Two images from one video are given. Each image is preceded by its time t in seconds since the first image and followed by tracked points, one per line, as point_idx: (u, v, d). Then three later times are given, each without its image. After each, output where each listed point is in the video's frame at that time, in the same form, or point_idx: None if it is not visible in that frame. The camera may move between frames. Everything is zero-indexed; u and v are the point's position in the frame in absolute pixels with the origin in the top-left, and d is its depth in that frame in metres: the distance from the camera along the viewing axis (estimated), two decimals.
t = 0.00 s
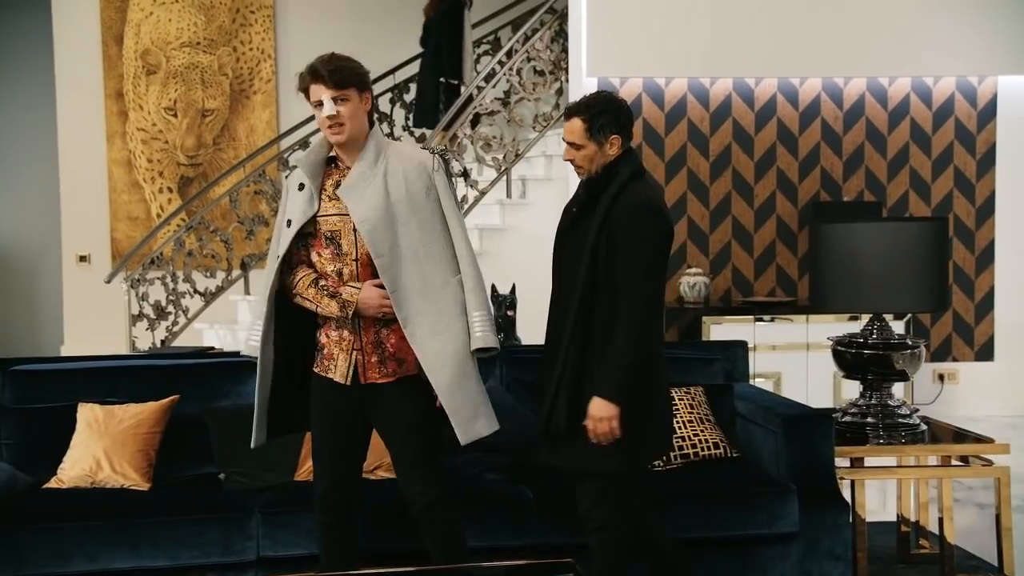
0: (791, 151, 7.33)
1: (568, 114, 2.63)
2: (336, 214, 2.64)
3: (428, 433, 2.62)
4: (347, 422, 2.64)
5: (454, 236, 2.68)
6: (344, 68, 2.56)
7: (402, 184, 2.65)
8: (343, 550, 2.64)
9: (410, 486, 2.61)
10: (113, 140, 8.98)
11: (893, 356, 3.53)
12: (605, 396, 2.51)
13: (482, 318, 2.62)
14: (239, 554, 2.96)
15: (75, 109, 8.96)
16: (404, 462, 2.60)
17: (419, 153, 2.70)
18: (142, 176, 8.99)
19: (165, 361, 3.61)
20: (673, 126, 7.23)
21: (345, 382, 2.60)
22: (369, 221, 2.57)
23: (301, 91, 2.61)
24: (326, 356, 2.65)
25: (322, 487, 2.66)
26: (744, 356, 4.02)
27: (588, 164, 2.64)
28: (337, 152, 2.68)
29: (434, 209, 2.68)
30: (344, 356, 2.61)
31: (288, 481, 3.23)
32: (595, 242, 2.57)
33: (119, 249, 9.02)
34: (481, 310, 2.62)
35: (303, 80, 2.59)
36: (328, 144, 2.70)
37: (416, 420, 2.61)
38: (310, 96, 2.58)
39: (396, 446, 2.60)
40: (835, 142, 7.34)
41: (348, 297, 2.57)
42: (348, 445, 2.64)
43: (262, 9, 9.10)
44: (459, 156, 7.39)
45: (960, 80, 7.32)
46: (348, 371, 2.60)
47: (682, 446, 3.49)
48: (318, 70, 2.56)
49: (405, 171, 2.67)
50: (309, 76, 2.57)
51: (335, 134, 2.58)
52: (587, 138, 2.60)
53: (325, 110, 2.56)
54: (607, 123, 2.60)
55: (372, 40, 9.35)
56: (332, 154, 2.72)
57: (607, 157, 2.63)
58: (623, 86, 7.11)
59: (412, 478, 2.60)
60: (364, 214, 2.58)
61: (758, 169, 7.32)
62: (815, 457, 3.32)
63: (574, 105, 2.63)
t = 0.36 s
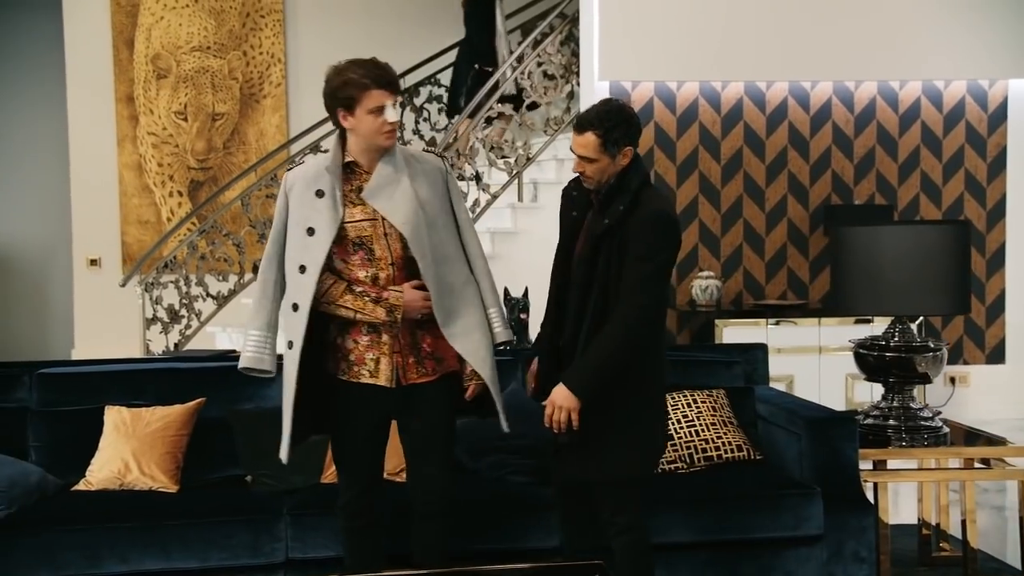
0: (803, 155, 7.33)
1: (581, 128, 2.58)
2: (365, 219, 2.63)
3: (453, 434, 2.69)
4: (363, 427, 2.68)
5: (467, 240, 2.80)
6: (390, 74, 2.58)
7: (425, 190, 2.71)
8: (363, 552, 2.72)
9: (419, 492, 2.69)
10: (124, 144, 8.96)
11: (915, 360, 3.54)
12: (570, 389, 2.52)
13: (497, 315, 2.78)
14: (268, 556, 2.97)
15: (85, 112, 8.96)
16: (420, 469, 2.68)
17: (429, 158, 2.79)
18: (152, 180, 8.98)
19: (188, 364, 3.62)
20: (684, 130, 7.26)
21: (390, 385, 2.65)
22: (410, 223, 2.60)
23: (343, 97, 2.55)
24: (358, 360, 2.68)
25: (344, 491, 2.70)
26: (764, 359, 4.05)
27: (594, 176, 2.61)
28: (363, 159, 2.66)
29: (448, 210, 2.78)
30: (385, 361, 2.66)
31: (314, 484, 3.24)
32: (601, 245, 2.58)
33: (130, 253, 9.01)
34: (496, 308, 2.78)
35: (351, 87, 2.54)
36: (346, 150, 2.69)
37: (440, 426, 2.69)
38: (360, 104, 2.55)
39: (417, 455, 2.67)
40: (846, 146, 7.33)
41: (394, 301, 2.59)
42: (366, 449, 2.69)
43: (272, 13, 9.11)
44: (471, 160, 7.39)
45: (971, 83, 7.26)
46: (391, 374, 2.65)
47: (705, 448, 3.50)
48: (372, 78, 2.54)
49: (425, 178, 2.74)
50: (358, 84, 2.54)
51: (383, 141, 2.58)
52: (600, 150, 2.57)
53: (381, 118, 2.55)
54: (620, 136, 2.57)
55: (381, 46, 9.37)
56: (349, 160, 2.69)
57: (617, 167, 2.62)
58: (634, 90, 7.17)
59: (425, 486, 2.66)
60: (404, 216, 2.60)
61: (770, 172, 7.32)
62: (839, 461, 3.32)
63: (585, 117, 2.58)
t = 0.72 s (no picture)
0: (809, 153, 7.30)
1: (565, 161, 2.79)
2: (411, 221, 2.73)
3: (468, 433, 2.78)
4: (384, 426, 2.73)
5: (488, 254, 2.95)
6: (461, 86, 2.65)
7: (465, 199, 2.83)
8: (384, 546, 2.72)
9: (436, 488, 2.78)
10: (128, 141, 8.95)
11: (930, 356, 3.56)
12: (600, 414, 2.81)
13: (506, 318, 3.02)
14: (289, 551, 2.98)
15: (90, 110, 8.95)
16: (438, 468, 2.77)
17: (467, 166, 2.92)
18: (157, 178, 8.97)
19: (205, 361, 3.63)
20: (691, 128, 7.24)
21: (422, 382, 2.71)
22: (454, 231, 2.73)
23: (422, 102, 2.60)
24: (388, 356, 2.71)
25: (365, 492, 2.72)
26: (778, 356, 4.03)
27: (568, 203, 2.85)
28: (415, 161, 2.73)
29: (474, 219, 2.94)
30: (418, 358, 2.71)
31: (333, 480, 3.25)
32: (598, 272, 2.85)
33: (135, 251, 8.98)
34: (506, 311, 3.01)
35: (429, 93, 2.59)
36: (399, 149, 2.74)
37: (458, 425, 2.77)
38: (433, 109, 2.61)
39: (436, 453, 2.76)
40: (853, 144, 7.31)
41: (433, 300, 2.68)
42: (387, 448, 2.73)
43: (276, 11, 9.11)
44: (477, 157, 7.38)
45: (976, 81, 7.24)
46: (424, 371, 2.71)
47: (721, 444, 3.52)
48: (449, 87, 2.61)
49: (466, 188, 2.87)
50: (437, 90, 2.60)
51: (444, 147, 2.67)
52: (582, 180, 2.81)
53: (451, 125, 2.65)
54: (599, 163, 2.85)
55: (385, 44, 9.36)
56: (400, 159, 2.75)
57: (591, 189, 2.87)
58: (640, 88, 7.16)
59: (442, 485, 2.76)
60: (450, 222, 2.72)
61: (776, 170, 7.30)
62: (854, 456, 3.34)
63: (565, 151, 2.78)
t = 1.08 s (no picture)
0: (812, 133, 7.29)
1: (551, 214, 2.64)
2: (436, 195, 2.67)
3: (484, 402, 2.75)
4: (396, 396, 2.67)
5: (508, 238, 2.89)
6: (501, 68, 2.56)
7: (492, 179, 2.79)
8: (396, 517, 2.68)
9: (450, 459, 2.75)
10: (129, 122, 8.93)
11: (941, 331, 3.57)
12: (621, 411, 2.87)
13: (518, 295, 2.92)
14: (306, 522, 2.99)
15: (91, 91, 8.90)
16: (451, 439, 2.72)
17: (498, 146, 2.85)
18: (158, 159, 8.93)
19: (217, 335, 3.63)
20: (694, 109, 7.22)
21: (435, 354, 2.65)
22: (482, 209, 2.69)
23: (460, 79, 2.54)
24: (404, 326, 2.65)
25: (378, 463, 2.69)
26: (788, 332, 3.97)
27: (558, 246, 2.73)
28: (448, 136, 2.67)
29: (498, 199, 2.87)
30: (433, 329, 2.65)
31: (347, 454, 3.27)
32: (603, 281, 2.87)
33: (135, 232, 8.96)
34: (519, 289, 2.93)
35: (472, 71, 2.53)
36: (431, 121, 2.67)
37: (473, 396, 2.73)
38: (473, 89, 2.54)
39: (450, 422, 2.72)
40: (855, 124, 7.29)
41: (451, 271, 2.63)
42: (399, 419, 2.67)
43: None
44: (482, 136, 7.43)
45: (978, 62, 7.24)
46: (439, 343, 2.65)
47: (733, 418, 3.54)
48: (491, 70, 2.55)
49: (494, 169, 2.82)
50: (480, 71, 2.53)
51: (477, 129, 2.61)
52: (571, 225, 2.68)
53: (487, 111, 2.58)
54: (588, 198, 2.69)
55: (385, 24, 9.32)
56: (433, 131, 2.69)
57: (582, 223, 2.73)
58: (644, 69, 7.12)
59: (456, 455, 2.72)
60: (479, 199, 2.68)
61: (779, 151, 7.28)
62: (866, 429, 3.37)
63: (550, 204, 2.63)
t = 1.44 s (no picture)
0: (813, 107, 7.26)
1: (582, 236, 2.65)
2: (444, 163, 2.56)
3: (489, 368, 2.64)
4: (396, 359, 2.57)
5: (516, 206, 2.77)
6: (508, 34, 2.45)
7: (501, 146, 2.68)
8: (385, 482, 2.61)
9: (453, 424, 2.64)
10: (127, 95, 8.82)
11: (947, 298, 3.59)
12: (605, 405, 2.91)
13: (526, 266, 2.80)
14: (317, 486, 3.01)
15: (87, 64, 8.79)
16: (453, 403, 2.62)
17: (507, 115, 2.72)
18: (156, 133, 8.83)
19: (225, 302, 3.61)
20: (695, 82, 7.18)
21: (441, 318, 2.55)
22: (492, 177, 2.58)
23: (464, 46, 2.44)
24: (409, 290, 2.55)
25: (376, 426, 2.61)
26: (793, 300, 4.03)
27: (584, 263, 2.77)
28: (454, 103, 2.56)
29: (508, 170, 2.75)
30: (439, 292, 2.55)
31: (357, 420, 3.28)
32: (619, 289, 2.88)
33: (134, 206, 8.89)
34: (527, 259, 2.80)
35: (476, 37, 2.43)
36: (437, 85, 2.57)
37: (476, 361, 2.62)
38: (476, 56, 2.44)
39: (452, 386, 2.61)
40: (856, 98, 7.27)
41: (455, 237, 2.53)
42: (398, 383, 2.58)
43: None
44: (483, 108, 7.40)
45: (979, 35, 7.21)
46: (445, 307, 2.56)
47: (741, 385, 3.55)
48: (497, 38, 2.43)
49: (502, 137, 2.70)
50: (485, 38, 2.43)
51: (479, 96, 2.51)
52: (598, 247, 2.70)
53: (487, 80, 2.48)
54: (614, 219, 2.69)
55: None
56: (440, 98, 2.59)
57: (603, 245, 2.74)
58: (645, 42, 7.10)
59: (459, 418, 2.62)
60: (490, 167, 2.57)
61: (779, 124, 7.25)
62: (874, 394, 3.39)
63: (582, 225, 2.64)
